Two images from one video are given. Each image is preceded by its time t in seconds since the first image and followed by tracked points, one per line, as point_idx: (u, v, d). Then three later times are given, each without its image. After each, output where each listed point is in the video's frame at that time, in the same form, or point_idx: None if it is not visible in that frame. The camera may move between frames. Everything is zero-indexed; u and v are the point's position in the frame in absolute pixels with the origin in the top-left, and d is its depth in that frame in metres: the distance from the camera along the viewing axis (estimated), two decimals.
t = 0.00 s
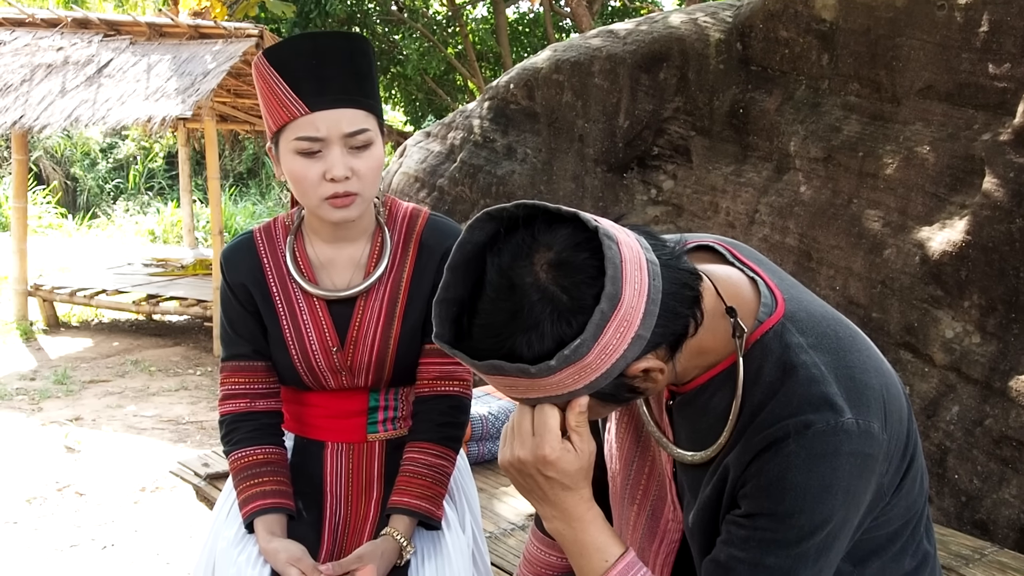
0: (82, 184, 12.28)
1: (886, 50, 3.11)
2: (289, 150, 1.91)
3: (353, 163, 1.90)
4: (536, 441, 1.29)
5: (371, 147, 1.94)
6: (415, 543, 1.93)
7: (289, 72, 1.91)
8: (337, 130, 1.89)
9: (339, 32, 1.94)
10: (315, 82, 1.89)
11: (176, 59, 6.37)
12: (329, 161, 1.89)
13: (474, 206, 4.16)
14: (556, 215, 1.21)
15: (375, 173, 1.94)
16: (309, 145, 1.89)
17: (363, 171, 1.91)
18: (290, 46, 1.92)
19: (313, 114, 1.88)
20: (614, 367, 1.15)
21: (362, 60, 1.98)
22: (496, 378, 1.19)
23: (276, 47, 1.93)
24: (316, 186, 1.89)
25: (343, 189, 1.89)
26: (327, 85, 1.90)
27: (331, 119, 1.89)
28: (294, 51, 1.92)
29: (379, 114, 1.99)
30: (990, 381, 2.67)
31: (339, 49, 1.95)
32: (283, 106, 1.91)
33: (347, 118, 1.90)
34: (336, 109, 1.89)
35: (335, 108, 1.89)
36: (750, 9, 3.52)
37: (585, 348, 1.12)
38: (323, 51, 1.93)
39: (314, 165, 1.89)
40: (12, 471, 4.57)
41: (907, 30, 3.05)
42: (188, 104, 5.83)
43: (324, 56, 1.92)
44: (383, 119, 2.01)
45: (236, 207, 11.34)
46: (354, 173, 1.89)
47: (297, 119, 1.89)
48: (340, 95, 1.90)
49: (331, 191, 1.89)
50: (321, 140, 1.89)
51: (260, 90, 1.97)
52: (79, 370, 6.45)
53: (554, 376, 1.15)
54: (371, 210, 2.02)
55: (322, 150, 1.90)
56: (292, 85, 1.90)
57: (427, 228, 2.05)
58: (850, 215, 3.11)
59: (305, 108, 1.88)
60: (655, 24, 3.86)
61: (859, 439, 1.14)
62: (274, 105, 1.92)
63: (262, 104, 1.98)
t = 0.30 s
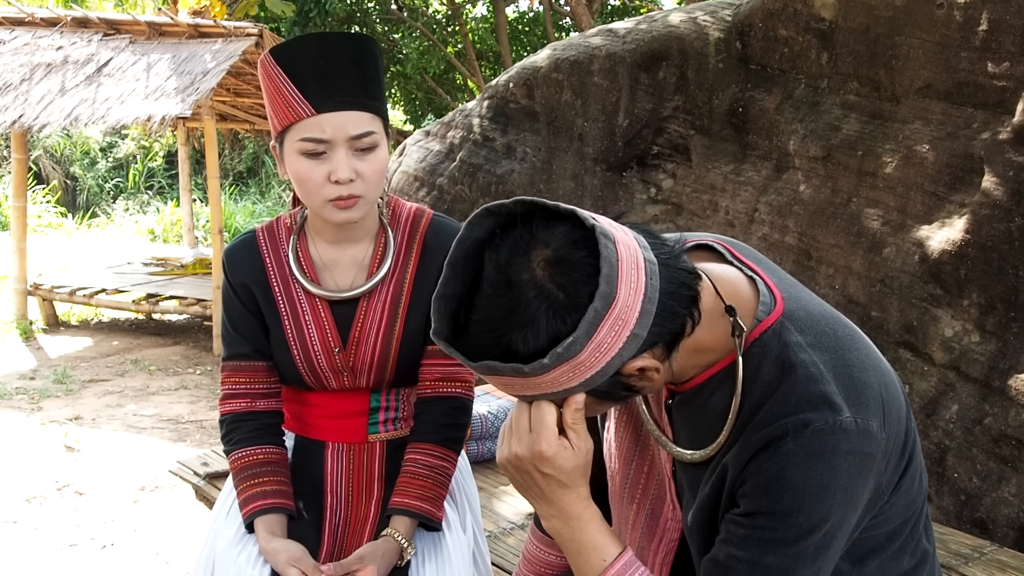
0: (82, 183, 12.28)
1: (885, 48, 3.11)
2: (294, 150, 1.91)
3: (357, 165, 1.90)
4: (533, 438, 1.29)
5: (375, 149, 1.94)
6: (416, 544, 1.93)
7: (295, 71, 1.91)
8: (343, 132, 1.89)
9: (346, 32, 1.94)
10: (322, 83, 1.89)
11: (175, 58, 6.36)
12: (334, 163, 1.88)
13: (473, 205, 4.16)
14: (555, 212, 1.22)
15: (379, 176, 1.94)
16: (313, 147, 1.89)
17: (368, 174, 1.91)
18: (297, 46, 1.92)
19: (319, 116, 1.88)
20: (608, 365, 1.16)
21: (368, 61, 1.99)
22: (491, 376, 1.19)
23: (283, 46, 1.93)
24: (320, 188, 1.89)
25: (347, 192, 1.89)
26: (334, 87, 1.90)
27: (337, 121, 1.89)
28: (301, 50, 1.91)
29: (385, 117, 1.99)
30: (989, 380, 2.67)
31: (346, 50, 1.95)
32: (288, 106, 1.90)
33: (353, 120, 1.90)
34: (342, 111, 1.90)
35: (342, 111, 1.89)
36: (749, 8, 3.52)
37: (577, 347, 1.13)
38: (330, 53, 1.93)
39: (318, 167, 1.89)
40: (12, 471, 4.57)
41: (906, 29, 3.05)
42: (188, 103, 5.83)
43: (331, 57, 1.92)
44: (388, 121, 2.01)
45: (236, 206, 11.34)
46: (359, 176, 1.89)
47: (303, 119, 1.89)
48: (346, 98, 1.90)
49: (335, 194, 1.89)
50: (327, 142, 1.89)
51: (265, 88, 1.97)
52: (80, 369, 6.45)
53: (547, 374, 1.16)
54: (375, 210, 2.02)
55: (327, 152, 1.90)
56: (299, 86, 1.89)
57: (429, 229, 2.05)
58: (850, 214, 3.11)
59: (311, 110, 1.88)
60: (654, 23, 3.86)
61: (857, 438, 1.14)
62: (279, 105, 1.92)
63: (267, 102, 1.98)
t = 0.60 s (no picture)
0: (82, 183, 12.28)
1: (885, 47, 3.11)
2: (298, 152, 1.91)
3: (360, 168, 1.89)
4: (535, 432, 1.31)
5: (379, 152, 1.93)
6: (417, 545, 1.92)
7: (299, 72, 1.91)
8: (346, 135, 1.89)
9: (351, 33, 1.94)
10: (326, 84, 1.89)
11: (175, 58, 6.36)
12: (337, 165, 1.88)
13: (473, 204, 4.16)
14: (566, 198, 1.20)
15: (382, 178, 1.94)
16: (316, 148, 1.89)
17: (370, 177, 1.90)
18: (301, 46, 1.91)
19: (323, 118, 1.88)
20: (604, 355, 1.16)
21: (372, 62, 1.99)
22: (489, 357, 1.20)
23: (288, 46, 1.92)
24: (322, 190, 1.88)
25: (349, 194, 1.89)
26: (338, 88, 1.89)
27: (341, 123, 1.88)
28: (305, 51, 1.91)
29: (389, 119, 1.99)
30: (990, 378, 2.67)
31: (352, 51, 1.95)
32: (292, 107, 1.90)
33: (356, 122, 1.90)
34: (346, 113, 1.89)
35: (346, 113, 1.89)
36: (748, 7, 3.51)
37: (575, 333, 1.13)
38: (335, 54, 1.92)
39: (321, 168, 1.88)
40: (12, 470, 4.57)
41: (905, 28, 3.05)
42: (187, 102, 5.82)
43: (336, 58, 1.92)
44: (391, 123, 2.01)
45: (236, 205, 11.35)
46: (362, 178, 1.89)
47: (306, 120, 1.89)
48: (350, 100, 1.90)
49: (337, 196, 1.89)
50: (330, 144, 1.89)
51: (269, 87, 1.97)
52: (80, 368, 6.46)
53: (543, 359, 1.15)
54: (378, 212, 2.02)
55: (330, 154, 1.89)
56: (303, 87, 1.89)
57: (432, 230, 2.05)
58: (850, 213, 3.11)
59: (315, 111, 1.88)
60: (654, 22, 3.86)
61: (858, 436, 1.14)
62: (283, 105, 1.92)
63: (271, 102, 1.98)
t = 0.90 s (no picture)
0: (82, 183, 12.29)
1: (886, 47, 3.11)
2: (298, 154, 1.91)
3: (361, 170, 1.89)
4: (532, 428, 1.36)
5: (380, 154, 1.93)
6: (419, 546, 1.93)
7: (302, 75, 1.91)
8: (348, 137, 1.89)
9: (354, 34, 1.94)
10: (329, 86, 1.89)
11: (176, 58, 6.36)
12: (339, 168, 1.88)
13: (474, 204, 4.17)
14: (590, 175, 1.21)
15: (383, 181, 1.94)
16: (318, 151, 1.89)
17: (371, 179, 1.90)
18: (303, 48, 1.92)
19: (325, 120, 1.88)
20: (595, 335, 1.16)
21: (375, 65, 2.00)
22: (479, 313, 1.20)
23: (289, 48, 1.93)
24: (323, 192, 1.88)
25: (351, 197, 1.89)
26: (341, 91, 1.90)
27: (343, 125, 1.89)
28: (308, 54, 1.92)
29: (391, 121, 1.99)
30: (990, 378, 2.67)
31: (353, 53, 1.96)
32: (293, 109, 1.90)
33: (359, 125, 1.90)
34: (349, 115, 1.90)
35: (348, 116, 1.89)
36: (749, 7, 3.52)
37: (567, 308, 1.13)
38: (337, 57, 1.93)
39: (322, 171, 1.88)
40: (12, 470, 4.58)
41: (905, 28, 3.05)
42: (188, 102, 5.83)
43: (339, 61, 1.93)
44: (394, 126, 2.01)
45: (236, 205, 11.35)
46: (363, 180, 1.89)
47: (308, 123, 1.89)
48: (352, 103, 1.90)
49: (338, 198, 1.89)
50: (332, 146, 1.89)
51: (269, 88, 1.97)
52: (80, 368, 6.46)
53: (531, 326, 1.16)
54: (378, 214, 2.01)
55: (331, 156, 1.89)
56: (304, 89, 1.89)
57: (432, 231, 2.05)
58: (850, 213, 3.11)
59: (317, 114, 1.88)
60: (654, 22, 3.86)
61: (856, 434, 1.15)
62: (285, 108, 1.92)
63: (271, 104, 1.98)
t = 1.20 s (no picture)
0: (82, 183, 12.29)
1: (886, 47, 3.11)
2: (299, 152, 1.91)
3: (362, 170, 1.89)
4: (537, 422, 1.39)
5: (381, 154, 1.93)
6: (421, 546, 1.93)
7: (304, 74, 1.91)
8: (350, 136, 1.89)
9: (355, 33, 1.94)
10: (330, 85, 1.89)
11: (176, 57, 6.36)
12: (339, 167, 1.88)
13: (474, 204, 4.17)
14: (632, 164, 1.22)
15: (384, 181, 1.93)
16: (319, 150, 1.89)
17: (372, 179, 1.90)
18: (305, 48, 1.92)
19: (326, 119, 1.88)
20: (580, 316, 1.19)
21: (376, 65, 1.99)
22: (484, 257, 1.22)
23: (291, 47, 1.93)
24: (323, 191, 1.88)
25: (351, 197, 1.89)
26: (343, 90, 1.90)
27: (344, 125, 1.89)
28: (310, 52, 1.92)
29: (391, 122, 1.99)
30: (990, 378, 2.68)
31: (354, 52, 1.96)
32: (295, 108, 1.90)
33: (360, 125, 1.90)
34: (351, 115, 1.90)
35: (349, 116, 1.89)
36: (749, 7, 3.52)
37: (563, 283, 1.15)
38: (338, 57, 1.93)
39: (322, 171, 1.88)
40: (13, 470, 4.58)
41: (906, 28, 3.05)
42: (188, 102, 5.82)
43: (341, 60, 1.93)
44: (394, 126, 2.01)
45: (237, 205, 11.35)
46: (363, 181, 1.89)
47: (309, 121, 1.89)
48: (352, 102, 1.90)
49: (339, 198, 1.88)
50: (333, 145, 1.89)
51: (270, 89, 1.97)
52: (81, 368, 6.46)
53: (525, 286, 1.18)
54: (378, 215, 2.01)
55: (331, 155, 1.89)
56: (305, 88, 1.89)
57: (432, 231, 2.04)
58: (851, 213, 3.11)
59: (318, 112, 1.88)
60: (655, 22, 3.86)
61: (856, 432, 1.14)
62: (285, 106, 1.92)
63: (272, 103, 1.98)
